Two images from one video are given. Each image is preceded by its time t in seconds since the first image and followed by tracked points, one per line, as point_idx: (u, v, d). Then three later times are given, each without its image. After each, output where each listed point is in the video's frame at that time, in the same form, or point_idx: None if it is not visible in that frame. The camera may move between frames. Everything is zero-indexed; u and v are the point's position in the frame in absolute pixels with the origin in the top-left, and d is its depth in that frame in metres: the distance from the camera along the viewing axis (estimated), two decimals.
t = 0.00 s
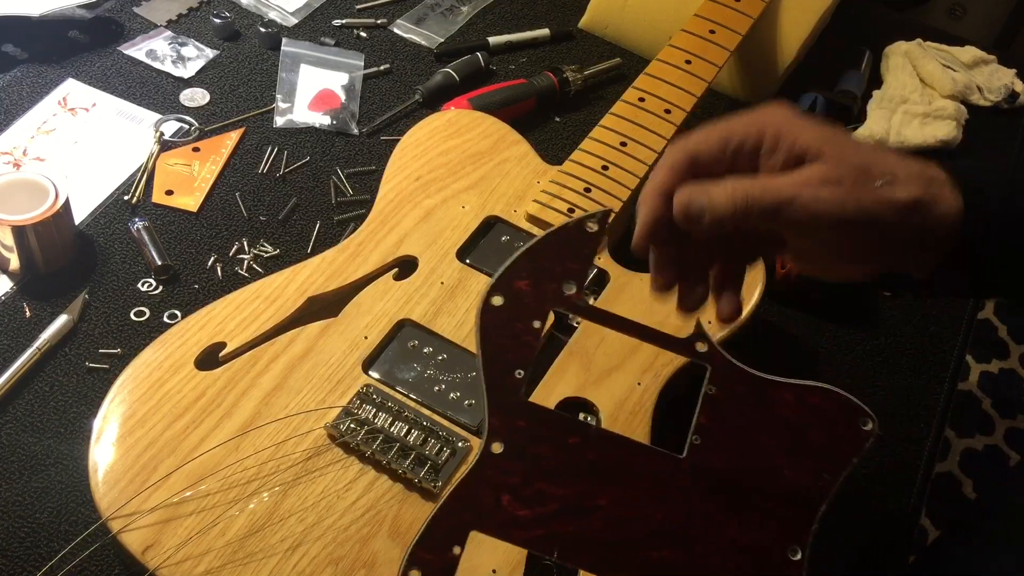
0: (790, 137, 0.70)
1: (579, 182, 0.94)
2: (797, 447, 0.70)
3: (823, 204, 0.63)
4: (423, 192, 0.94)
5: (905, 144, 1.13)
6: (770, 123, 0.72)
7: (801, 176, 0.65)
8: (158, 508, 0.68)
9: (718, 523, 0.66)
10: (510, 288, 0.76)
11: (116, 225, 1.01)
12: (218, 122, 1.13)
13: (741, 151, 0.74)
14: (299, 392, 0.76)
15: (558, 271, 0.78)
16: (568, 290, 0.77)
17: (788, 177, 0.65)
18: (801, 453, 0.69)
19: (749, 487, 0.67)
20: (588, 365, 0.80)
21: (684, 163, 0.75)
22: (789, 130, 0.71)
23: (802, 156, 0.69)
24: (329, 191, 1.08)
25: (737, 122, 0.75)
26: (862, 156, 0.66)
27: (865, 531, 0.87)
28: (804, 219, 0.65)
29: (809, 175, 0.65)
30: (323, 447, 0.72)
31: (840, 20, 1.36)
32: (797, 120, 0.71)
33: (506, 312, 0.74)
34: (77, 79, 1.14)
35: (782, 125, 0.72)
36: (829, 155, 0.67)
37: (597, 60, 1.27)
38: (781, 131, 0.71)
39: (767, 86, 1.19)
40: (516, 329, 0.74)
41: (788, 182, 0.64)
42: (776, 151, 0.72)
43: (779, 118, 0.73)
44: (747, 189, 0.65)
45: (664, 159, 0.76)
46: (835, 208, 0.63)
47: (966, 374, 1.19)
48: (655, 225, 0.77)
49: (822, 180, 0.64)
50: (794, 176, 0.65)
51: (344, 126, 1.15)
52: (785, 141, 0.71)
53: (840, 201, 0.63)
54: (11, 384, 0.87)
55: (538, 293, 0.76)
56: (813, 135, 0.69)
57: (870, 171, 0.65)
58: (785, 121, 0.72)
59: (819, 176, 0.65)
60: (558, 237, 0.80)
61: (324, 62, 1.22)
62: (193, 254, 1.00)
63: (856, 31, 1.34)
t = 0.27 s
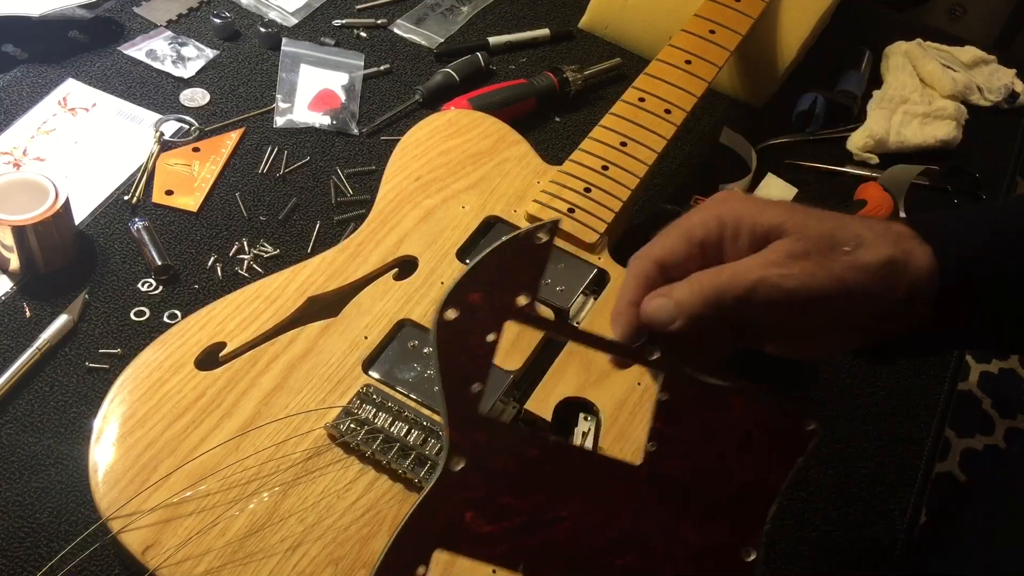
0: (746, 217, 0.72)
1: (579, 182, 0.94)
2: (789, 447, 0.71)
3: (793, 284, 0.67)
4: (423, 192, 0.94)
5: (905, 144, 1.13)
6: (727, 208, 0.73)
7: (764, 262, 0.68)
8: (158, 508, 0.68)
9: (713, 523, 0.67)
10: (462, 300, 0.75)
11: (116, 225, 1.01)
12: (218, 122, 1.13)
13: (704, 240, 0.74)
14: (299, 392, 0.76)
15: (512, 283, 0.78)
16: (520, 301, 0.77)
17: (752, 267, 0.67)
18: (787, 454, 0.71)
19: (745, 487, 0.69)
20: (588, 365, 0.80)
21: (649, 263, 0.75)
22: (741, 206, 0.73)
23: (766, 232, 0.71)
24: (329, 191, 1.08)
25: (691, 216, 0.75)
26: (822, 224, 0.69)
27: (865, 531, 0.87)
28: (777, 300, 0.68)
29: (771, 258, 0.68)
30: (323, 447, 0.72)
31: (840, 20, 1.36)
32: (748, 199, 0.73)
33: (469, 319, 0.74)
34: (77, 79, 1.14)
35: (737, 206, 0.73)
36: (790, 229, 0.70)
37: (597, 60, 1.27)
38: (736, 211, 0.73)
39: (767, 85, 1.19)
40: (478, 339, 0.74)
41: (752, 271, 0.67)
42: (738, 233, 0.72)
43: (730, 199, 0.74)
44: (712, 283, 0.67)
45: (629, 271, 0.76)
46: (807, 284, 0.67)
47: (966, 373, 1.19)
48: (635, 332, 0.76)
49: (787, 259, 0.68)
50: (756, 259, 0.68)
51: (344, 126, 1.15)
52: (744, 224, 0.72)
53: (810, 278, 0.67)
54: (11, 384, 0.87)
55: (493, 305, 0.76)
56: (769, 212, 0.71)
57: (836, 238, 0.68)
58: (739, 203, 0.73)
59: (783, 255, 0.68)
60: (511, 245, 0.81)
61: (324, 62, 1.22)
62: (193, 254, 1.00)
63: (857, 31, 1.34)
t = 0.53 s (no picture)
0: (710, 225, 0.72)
1: (579, 182, 0.95)
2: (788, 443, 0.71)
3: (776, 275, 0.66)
4: (422, 192, 0.94)
5: (905, 144, 1.13)
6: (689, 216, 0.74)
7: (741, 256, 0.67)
8: (158, 508, 0.68)
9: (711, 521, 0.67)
10: (426, 322, 0.70)
11: (116, 225, 1.01)
12: (218, 122, 1.13)
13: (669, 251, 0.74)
14: (299, 392, 0.76)
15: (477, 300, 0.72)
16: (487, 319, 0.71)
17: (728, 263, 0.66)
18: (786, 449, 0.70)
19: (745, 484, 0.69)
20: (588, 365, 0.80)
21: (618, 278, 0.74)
22: (701, 215, 0.73)
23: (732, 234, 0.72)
24: (329, 191, 1.08)
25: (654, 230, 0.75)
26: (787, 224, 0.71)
27: (865, 530, 0.87)
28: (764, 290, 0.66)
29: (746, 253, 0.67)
30: (323, 447, 0.72)
31: (840, 20, 1.36)
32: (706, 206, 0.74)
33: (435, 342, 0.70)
34: (77, 79, 1.14)
35: (699, 214, 0.74)
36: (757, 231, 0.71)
37: (596, 60, 1.27)
38: (695, 219, 0.73)
39: (767, 85, 1.19)
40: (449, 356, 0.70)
41: (732, 264, 0.66)
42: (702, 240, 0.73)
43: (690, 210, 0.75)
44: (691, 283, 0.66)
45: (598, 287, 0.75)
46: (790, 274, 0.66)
47: (966, 373, 1.19)
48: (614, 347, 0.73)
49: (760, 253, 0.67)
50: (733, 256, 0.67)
51: (344, 126, 1.15)
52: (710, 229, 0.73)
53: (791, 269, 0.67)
54: (11, 384, 0.87)
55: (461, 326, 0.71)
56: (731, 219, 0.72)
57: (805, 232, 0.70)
58: (699, 211, 0.74)
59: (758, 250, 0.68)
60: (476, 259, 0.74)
61: (324, 62, 1.22)
62: (193, 254, 1.00)
63: (856, 31, 1.34)
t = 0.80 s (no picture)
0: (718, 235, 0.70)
1: (579, 182, 0.94)
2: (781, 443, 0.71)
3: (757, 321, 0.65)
4: (422, 192, 0.94)
5: (905, 144, 1.13)
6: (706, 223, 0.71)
7: (734, 295, 0.65)
8: (158, 508, 0.68)
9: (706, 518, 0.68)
10: (398, 328, 0.71)
11: (116, 225, 1.01)
12: (218, 122, 1.13)
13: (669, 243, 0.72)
14: (299, 392, 0.76)
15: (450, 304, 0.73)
16: (461, 321, 0.73)
17: (719, 299, 0.65)
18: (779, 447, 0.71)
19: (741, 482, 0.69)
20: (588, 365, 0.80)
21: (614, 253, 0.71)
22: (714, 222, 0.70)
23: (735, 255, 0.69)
24: (329, 191, 1.08)
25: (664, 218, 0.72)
26: (801, 253, 0.67)
27: (865, 530, 0.87)
28: (746, 338, 0.65)
29: (739, 292, 0.66)
30: (323, 447, 0.72)
31: (840, 20, 1.36)
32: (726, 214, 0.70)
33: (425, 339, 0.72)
34: (77, 79, 1.14)
35: (718, 219, 0.70)
36: (769, 258, 0.67)
37: (596, 60, 1.27)
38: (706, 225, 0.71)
39: (767, 85, 1.19)
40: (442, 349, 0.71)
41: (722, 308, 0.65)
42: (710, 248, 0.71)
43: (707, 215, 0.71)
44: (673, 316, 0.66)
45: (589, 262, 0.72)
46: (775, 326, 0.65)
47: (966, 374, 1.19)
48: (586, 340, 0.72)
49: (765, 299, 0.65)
50: (724, 292, 0.66)
51: (344, 126, 1.15)
52: (722, 238, 0.70)
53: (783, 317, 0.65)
54: (11, 384, 0.87)
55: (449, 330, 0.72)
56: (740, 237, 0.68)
57: (818, 277, 0.66)
58: (715, 216, 0.71)
59: (750, 289, 0.66)
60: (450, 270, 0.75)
61: (324, 62, 1.22)
62: (193, 254, 1.00)
63: (856, 31, 1.34)
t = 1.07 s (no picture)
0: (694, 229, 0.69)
1: (579, 182, 0.95)
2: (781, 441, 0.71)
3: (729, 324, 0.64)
4: (422, 192, 0.94)
5: (905, 145, 1.13)
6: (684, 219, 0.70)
7: (709, 297, 0.65)
8: (158, 508, 0.68)
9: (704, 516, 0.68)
10: (356, 349, 0.69)
11: (116, 225, 1.01)
12: (218, 122, 1.13)
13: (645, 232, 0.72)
14: (299, 392, 0.76)
15: (408, 320, 0.71)
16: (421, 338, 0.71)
17: (695, 302, 0.65)
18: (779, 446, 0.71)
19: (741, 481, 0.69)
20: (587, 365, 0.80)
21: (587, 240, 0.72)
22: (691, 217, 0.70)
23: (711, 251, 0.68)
24: (329, 191, 1.08)
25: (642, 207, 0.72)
26: (781, 252, 0.66)
27: (865, 530, 0.87)
28: (719, 341, 0.65)
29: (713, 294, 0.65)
30: (323, 447, 0.72)
31: (841, 20, 1.36)
32: (705, 209, 0.70)
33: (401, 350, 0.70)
34: (77, 79, 1.14)
35: (696, 215, 0.70)
36: (747, 257, 0.66)
37: (596, 60, 1.27)
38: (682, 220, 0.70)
39: (767, 85, 1.19)
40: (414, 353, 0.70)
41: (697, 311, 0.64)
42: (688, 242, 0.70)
43: (685, 209, 0.71)
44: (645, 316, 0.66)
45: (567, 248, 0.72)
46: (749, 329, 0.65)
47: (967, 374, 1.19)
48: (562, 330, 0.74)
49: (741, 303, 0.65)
50: (699, 293, 0.65)
51: (344, 126, 1.15)
52: (700, 234, 0.69)
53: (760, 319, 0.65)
54: (11, 384, 0.87)
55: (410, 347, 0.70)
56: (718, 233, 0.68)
57: (797, 278, 0.65)
58: (693, 211, 0.70)
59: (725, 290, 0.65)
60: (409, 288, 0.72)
61: (324, 62, 1.22)
62: (193, 254, 1.00)
63: (856, 31, 1.34)
